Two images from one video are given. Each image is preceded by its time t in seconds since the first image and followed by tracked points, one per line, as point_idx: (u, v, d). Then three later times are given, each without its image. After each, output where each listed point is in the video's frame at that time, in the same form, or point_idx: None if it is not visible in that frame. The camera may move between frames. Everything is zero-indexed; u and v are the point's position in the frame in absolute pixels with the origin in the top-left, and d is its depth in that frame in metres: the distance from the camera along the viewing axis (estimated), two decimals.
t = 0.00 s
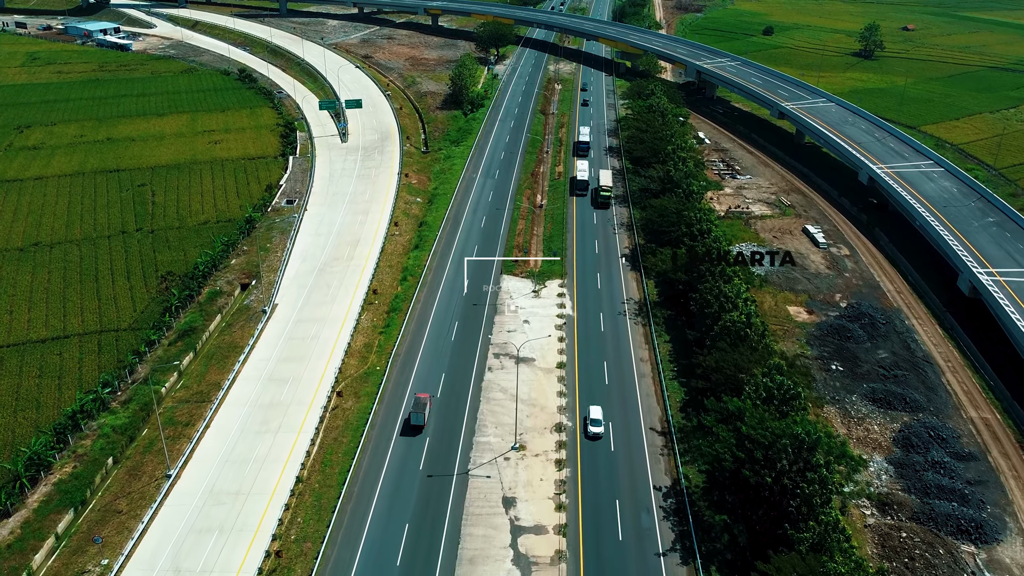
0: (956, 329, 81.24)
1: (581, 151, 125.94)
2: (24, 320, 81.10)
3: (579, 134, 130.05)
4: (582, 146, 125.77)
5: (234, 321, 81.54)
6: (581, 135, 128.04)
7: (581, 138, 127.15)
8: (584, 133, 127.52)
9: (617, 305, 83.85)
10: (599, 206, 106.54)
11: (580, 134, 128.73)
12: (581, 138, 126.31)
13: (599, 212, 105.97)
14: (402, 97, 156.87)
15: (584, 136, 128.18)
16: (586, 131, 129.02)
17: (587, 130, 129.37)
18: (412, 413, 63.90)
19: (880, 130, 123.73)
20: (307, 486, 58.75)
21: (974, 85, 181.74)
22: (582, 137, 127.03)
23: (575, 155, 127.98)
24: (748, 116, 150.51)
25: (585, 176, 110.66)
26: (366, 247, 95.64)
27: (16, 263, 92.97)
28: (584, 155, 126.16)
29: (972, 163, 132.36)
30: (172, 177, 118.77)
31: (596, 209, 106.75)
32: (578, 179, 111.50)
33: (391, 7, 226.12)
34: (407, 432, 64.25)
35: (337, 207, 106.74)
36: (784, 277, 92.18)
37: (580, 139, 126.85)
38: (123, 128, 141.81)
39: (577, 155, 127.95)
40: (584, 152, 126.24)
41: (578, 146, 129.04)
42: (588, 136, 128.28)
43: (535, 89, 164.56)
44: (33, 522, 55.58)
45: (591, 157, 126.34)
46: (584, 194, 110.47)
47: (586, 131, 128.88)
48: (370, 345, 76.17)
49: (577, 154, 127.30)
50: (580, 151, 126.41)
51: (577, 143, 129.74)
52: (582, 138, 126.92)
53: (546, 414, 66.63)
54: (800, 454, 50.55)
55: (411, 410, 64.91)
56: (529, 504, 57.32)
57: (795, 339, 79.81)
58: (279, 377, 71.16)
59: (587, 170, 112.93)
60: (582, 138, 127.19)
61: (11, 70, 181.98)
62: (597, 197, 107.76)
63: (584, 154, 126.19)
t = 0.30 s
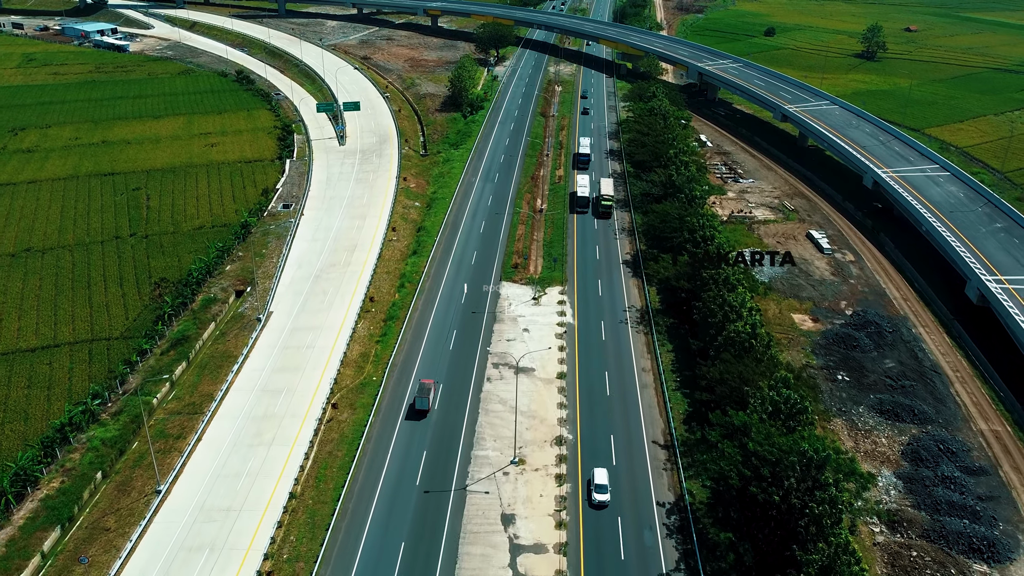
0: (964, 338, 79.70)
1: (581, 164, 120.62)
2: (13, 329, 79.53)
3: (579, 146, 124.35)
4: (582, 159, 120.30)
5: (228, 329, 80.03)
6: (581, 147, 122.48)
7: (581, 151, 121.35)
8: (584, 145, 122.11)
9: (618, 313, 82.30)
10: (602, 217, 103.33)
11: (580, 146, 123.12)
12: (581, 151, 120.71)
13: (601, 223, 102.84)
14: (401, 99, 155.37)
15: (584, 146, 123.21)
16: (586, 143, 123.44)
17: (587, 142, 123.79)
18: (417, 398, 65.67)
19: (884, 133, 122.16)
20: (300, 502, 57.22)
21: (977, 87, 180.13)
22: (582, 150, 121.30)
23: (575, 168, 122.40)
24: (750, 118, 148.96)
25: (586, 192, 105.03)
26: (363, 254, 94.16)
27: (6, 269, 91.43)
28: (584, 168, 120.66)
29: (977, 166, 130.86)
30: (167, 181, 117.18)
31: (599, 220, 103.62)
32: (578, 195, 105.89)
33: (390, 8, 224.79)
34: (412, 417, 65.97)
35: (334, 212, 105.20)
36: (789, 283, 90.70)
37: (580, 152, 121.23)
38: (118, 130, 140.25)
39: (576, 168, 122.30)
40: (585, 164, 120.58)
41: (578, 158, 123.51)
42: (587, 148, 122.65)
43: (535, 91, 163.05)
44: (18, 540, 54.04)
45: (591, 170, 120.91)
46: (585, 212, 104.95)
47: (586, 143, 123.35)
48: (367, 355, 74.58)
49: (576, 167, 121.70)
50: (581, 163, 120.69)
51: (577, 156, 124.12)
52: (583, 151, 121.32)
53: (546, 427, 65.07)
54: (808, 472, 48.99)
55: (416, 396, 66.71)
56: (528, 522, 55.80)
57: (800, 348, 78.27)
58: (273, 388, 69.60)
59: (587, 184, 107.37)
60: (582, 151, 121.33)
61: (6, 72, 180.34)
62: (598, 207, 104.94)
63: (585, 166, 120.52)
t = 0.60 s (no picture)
0: (972, 347, 78.19)
1: (581, 177, 114.90)
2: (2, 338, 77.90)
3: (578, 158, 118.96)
4: (582, 172, 114.53)
5: (222, 338, 78.49)
6: (580, 160, 116.86)
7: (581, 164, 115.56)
8: (584, 158, 116.54)
9: (620, 321, 80.75)
10: (602, 228, 100.20)
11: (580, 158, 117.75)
12: (581, 164, 114.88)
13: (602, 233, 99.72)
14: (400, 102, 153.86)
15: (584, 159, 117.46)
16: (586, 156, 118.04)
17: (587, 154, 118.53)
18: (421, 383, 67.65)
19: (888, 137, 120.62)
20: (293, 519, 55.63)
21: (980, 89, 178.71)
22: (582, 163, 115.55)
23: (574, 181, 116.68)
24: (753, 120, 147.47)
25: (587, 211, 99.44)
26: (360, 260, 92.63)
27: None
28: (584, 182, 114.96)
29: (982, 170, 129.38)
30: (162, 185, 115.60)
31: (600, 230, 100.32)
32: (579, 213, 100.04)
33: (390, 10, 223.46)
34: (417, 402, 67.83)
35: (331, 217, 103.63)
36: (793, 290, 89.22)
37: (580, 165, 115.48)
38: (113, 133, 138.77)
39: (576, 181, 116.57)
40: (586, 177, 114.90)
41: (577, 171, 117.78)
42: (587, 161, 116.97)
43: (535, 93, 161.55)
44: (3, 560, 52.49)
45: (592, 184, 115.19)
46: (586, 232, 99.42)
47: (586, 155, 117.88)
48: (363, 365, 73.01)
49: (576, 180, 115.92)
50: (581, 177, 114.96)
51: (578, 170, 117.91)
52: (582, 164, 115.53)
53: (546, 440, 63.54)
54: (816, 492, 47.47)
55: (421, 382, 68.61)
56: (528, 540, 54.24)
57: (805, 357, 76.75)
58: (266, 400, 68.06)
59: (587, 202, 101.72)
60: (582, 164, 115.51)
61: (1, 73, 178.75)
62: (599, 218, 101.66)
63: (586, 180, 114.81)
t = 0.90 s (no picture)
0: (980, 356, 76.76)
1: (581, 192, 109.45)
2: None
3: (579, 171, 113.73)
4: (582, 188, 108.97)
5: (215, 347, 76.93)
6: (580, 175, 111.71)
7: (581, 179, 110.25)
8: (583, 172, 111.21)
9: (621, 330, 79.13)
10: (602, 238, 97.13)
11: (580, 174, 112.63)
12: (581, 179, 109.43)
13: (602, 244, 96.54)
14: (398, 104, 152.42)
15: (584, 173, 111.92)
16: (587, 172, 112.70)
17: (587, 169, 113.34)
18: (426, 369, 69.16)
19: (893, 140, 119.07)
20: (286, 537, 54.10)
21: (984, 90, 177.22)
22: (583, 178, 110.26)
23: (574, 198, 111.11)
24: (755, 123, 146.06)
25: (588, 230, 93.64)
26: (357, 266, 91.12)
27: None
28: (585, 198, 109.52)
29: (988, 173, 127.85)
30: (157, 189, 114.05)
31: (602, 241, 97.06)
32: (579, 232, 94.28)
33: (388, 10, 222.01)
34: (422, 388, 69.48)
35: (327, 222, 102.04)
36: (797, 297, 87.69)
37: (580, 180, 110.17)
38: (109, 136, 137.23)
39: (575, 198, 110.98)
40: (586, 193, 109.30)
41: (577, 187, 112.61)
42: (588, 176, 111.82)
43: (535, 95, 160.10)
44: None
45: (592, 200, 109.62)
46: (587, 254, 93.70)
47: (586, 168, 113.29)
48: (359, 375, 71.42)
49: (576, 196, 110.48)
50: (581, 193, 109.54)
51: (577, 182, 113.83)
52: (582, 179, 110.27)
53: (546, 453, 62.03)
54: (826, 512, 45.92)
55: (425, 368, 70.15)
56: (527, 558, 52.72)
57: (810, 367, 75.24)
58: (260, 412, 66.54)
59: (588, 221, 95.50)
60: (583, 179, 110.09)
61: None
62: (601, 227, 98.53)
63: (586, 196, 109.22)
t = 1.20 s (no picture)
0: (989, 365, 75.22)
1: (582, 209, 104.21)
2: None
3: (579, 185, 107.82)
4: (583, 206, 103.50)
5: (209, 356, 75.37)
6: (580, 191, 105.96)
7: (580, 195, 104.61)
8: (583, 187, 105.34)
9: (622, 338, 77.58)
10: (603, 249, 93.92)
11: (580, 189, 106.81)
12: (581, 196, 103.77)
13: (604, 256, 93.61)
14: (397, 106, 150.93)
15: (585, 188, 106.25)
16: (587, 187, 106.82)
17: (587, 183, 107.34)
18: (431, 356, 71.07)
19: (897, 143, 117.46)
20: (278, 557, 52.57)
21: (988, 92, 175.48)
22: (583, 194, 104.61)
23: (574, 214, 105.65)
24: (757, 125, 144.60)
25: (589, 253, 87.96)
26: (353, 272, 89.61)
27: None
28: (585, 216, 103.98)
29: (993, 177, 126.19)
30: (151, 193, 112.47)
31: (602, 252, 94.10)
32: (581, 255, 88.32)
33: (387, 11, 220.42)
34: (427, 374, 71.30)
35: (323, 227, 100.50)
36: (801, 304, 86.11)
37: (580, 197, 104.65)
38: (103, 138, 135.62)
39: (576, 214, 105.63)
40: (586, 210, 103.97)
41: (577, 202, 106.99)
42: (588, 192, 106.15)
43: (535, 97, 158.58)
44: None
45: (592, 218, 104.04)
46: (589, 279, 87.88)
47: (587, 183, 107.40)
48: (355, 387, 69.81)
49: (576, 214, 105.00)
50: (582, 210, 103.89)
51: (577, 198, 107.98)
52: (582, 195, 104.49)
53: (546, 468, 60.47)
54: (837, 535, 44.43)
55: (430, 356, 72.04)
56: None
57: (815, 377, 73.66)
58: (253, 424, 65.04)
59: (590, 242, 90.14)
60: (583, 196, 104.41)
61: None
62: (602, 238, 95.48)
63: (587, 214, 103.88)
